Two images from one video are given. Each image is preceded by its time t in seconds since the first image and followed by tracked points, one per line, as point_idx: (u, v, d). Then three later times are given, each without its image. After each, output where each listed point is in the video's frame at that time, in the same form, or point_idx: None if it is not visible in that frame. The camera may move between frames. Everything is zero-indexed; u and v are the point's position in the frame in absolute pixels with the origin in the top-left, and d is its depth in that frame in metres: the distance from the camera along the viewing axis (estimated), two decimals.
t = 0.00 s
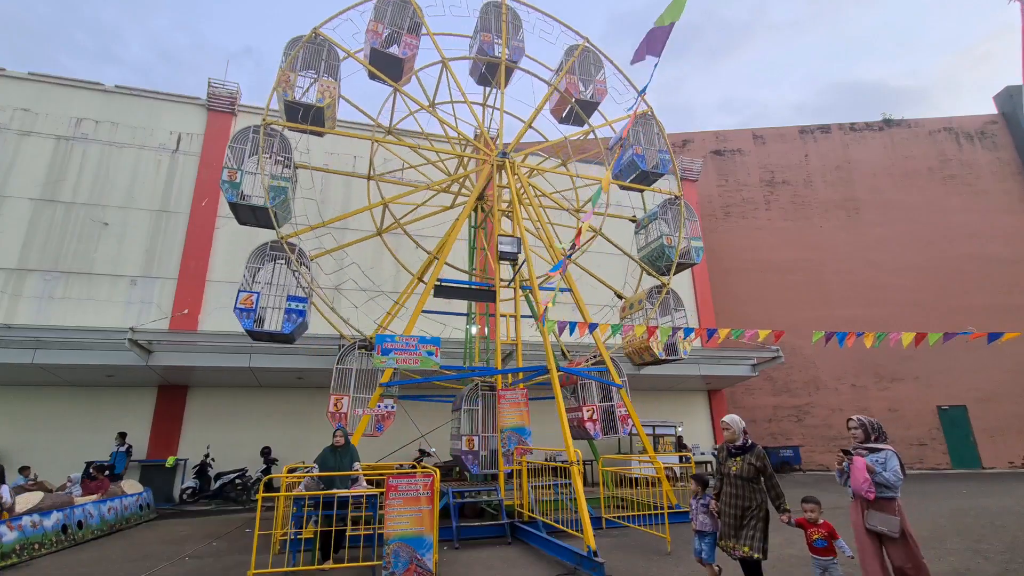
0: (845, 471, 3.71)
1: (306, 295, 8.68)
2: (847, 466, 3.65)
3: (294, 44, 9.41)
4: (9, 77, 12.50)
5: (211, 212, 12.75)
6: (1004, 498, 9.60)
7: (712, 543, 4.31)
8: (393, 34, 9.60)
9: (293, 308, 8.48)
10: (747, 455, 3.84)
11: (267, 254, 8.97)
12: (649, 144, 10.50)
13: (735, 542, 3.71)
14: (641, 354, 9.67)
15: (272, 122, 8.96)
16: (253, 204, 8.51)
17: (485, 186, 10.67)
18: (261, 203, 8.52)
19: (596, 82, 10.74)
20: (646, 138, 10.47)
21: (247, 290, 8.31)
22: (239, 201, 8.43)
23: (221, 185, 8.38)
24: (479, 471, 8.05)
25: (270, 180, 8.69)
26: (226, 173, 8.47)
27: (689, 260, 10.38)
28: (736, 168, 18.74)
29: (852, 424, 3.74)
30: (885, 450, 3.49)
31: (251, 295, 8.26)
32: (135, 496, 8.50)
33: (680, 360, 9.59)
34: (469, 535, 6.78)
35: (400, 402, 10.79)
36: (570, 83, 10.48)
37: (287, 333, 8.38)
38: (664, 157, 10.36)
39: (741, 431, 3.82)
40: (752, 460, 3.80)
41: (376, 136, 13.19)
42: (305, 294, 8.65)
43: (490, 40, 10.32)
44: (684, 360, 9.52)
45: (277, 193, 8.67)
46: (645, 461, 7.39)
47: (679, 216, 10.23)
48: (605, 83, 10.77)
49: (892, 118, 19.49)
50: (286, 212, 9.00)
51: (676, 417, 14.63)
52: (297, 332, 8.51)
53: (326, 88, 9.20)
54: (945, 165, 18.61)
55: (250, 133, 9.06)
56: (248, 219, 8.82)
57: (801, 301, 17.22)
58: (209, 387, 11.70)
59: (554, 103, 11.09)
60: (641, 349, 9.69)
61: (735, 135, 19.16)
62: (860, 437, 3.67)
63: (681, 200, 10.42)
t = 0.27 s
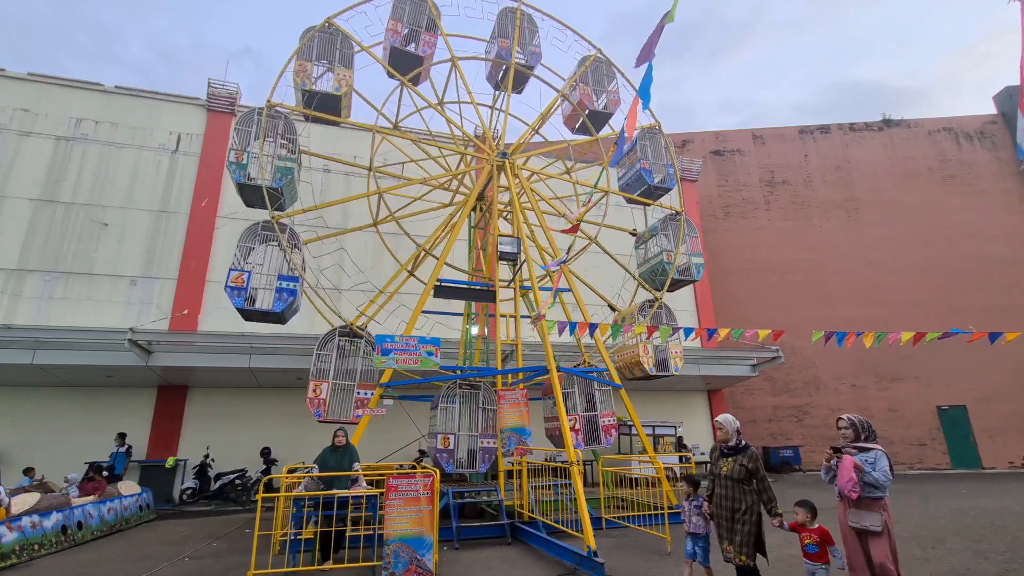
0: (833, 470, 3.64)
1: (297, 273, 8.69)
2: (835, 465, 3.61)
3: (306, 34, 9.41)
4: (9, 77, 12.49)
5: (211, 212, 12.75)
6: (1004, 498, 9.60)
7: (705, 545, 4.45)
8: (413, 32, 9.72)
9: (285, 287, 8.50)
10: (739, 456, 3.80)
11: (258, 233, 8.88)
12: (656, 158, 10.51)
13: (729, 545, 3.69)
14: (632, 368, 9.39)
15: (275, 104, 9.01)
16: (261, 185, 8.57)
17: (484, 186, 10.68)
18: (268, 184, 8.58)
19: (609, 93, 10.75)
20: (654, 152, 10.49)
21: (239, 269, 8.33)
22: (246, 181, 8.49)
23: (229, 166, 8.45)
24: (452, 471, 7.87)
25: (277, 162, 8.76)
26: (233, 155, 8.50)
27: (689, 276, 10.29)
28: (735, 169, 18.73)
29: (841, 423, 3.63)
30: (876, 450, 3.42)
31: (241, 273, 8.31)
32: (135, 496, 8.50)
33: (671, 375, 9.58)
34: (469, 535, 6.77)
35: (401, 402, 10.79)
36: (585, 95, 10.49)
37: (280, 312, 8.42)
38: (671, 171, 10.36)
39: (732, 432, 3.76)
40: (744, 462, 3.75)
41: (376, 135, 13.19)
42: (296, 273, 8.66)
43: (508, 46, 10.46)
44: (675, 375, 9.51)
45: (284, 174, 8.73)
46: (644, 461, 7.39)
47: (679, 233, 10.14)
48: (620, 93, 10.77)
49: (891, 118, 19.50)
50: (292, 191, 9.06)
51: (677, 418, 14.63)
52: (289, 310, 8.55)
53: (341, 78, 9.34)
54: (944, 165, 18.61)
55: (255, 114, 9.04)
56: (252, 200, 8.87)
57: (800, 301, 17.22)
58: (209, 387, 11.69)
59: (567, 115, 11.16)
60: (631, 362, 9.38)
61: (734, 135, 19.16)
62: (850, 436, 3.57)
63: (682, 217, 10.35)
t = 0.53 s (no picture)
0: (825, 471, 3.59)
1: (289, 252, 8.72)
2: (827, 466, 3.52)
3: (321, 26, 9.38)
4: (8, 78, 12.48)
5: (211, 212, 12.75)
6: (1003, 497, 9.61)
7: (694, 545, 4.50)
8: (431, 31, 9.78)
9: (278, 265, 8.52)
10: (732, 455, 3.78)
11: (251, 212, 8.82)
12: (661, 171, 10.46)
13: (722, 545, 3.63)
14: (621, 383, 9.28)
15: (282, 86, 9.07)
16: (270, 166, 8.66)
17: (484, 185, 10.68)
18: (277, 165, 8.68)
19: (621, 103, 10.76)
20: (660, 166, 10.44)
21: (232, 247, 8.33)
22: (253, 162, 8.55)
23: (235, 147, 8.50)
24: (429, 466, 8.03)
25: (284, 142, 8.84)
26: (241, 136, 8.56)
27: (689, 292, 10.13)
28: (735, 168, 18.73)
29: (833, 424, 3.58)
30: (868, 451, 3.35)
31: (235, 251, 8.29)
32: (134, 497, 8.50)
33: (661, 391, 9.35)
34: (469, 535, 6.77)
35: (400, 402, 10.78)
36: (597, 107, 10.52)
37: (273, 289, 8.43)
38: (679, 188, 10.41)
39: (726, 430, 3.75)
40: (737, 460, 3.74)
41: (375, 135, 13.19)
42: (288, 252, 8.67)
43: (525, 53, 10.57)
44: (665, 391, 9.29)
45: (290, 155, 8.79)
46: (644, 462, 7.36)
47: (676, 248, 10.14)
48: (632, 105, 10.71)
49: (891, 117, 19.51)
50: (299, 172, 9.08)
51: (676, 417, 14.63)
52: (282, 288, 8.56)
53: (357, 67, 9.41)
54: (944, 164, 18.62)
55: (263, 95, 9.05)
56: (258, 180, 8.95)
57: (800, 301, 17.23)
58: (209, 387, 11.68)
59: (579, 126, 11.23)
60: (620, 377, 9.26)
61: (734, 135, 19.16)
62: (842, 438, 3.51)
63: (682, 232, 10.38)
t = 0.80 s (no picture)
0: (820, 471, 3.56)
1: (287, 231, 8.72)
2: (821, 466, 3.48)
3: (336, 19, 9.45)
4: (7, 79, 12.48)
5: (210, 212, 12.75)
6: (1003, 496, 9.62)
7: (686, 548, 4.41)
8: (449, 31, 9.93)
9: (274, 243, 8.51)
10: (721, 456, 3.75)
11: (247, 190, 8.94)
12: (666, 187, 10.48)
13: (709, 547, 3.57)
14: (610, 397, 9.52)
15: (290, 69, 9.17)
16: (277, 147, 8.78)
17: (483, 185, 10.68)
18: (286, 147, 8.82)
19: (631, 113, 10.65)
20: (665, 181, 10.45)
21: (228, 226, 8.37)
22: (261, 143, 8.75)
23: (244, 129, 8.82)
24: (408, 461, 8.33)
25: (291, 125, 8.99)
26: (249, 118, 8.81)
27: (686, 309, 10.01)
28: (735, 168, 18.74)
29: (826, 423, 3.58)
30: (862, 450, 3.33)
31: (231, 230, 8.36)
32: (134, 497, 8.49)
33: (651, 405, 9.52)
34: (469, 535, 6.77)
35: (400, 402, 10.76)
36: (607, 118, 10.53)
37: (268, 267, 8.42)
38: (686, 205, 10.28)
39: (713, 429, 3.73)
40: (725, 461, 3.70)
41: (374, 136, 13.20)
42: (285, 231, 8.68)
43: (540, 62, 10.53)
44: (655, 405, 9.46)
45: (298, 138, 8.93)
46: (645, 461, 7.36)
47: (673, 261, 10.14)
48: (641, 117, 10.58)
49: (890, 116, 19.51)
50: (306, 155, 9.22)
51: (676, 417, 14.63)
52: (278, 266, 8.55)
53: (371, 58, 9.46)
54: (943, 163, 18.63)
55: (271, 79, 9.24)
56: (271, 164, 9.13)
57: (800, 300, 17.23)
58: (209, 387, 11.68)
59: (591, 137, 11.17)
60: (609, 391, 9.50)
61: (733, 134, 19.17)
62: (836, 437, 3.50)
63: (678, 249, 10.32)
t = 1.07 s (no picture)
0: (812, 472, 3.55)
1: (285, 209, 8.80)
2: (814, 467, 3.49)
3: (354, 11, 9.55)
4: (7, 79, 12.48)
5: (210, 213, 12.75)
6: (1003, 495, 9.63)
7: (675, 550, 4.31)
8: (466, 34, 10.17)
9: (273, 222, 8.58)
10: (703, 456, 3.71)
11: (246, 169, 9.12)
12: (671, 203, 10.47)
13: (691, 549, 3.56)
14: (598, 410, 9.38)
15: (300, 55, 9.21)
16: (281, 129, 8.84)
17: (483, 185, 10.68)
18: (292, 131, 8.88)
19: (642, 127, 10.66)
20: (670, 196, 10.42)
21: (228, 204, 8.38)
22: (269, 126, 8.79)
23: (253, 112, 8.94)
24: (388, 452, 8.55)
25: (301, 109, 9.06)
26: (259, 101, 8.93)
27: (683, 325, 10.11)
28: (734, 168, 18.73)
29: (818, 422, 3.59)
30: (857, 449, 3.36)
31: (230, 207, 8.36)
32: (134, 498, 8.49)
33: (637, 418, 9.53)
34: (469, 535, 6.77)
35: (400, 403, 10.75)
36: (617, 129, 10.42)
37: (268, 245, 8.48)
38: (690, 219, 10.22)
39: (694, 430, 3.71)
40: (708, 461, 3.66)
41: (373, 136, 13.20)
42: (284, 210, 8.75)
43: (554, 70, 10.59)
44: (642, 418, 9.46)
45: (305, 122, 9.01)
46: (645, 461, 7.35)
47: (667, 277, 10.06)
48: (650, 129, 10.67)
49: (890, 116, 19.51)
50: (312, 140, 9.30)
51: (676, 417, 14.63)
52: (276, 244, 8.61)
53: (386, 51, 9.48)
54: (943, 163, 18.63)
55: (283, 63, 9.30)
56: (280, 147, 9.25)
57: (800, 300, 17.23)
58: (209, 388, 11.67)
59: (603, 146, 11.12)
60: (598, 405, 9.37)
61: (733, 134, 19.17)
62: (826, 436, 3.52)
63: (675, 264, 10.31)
